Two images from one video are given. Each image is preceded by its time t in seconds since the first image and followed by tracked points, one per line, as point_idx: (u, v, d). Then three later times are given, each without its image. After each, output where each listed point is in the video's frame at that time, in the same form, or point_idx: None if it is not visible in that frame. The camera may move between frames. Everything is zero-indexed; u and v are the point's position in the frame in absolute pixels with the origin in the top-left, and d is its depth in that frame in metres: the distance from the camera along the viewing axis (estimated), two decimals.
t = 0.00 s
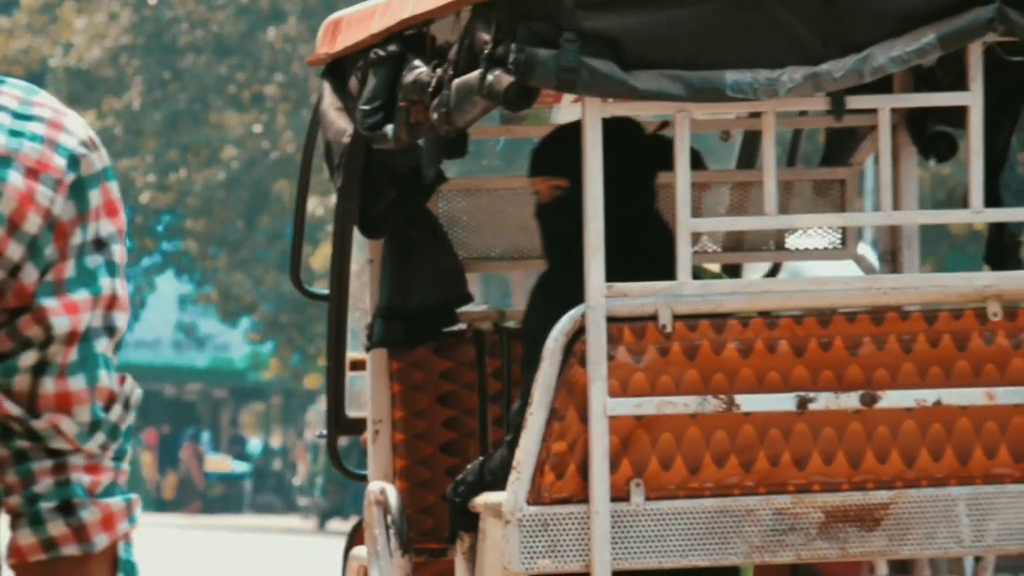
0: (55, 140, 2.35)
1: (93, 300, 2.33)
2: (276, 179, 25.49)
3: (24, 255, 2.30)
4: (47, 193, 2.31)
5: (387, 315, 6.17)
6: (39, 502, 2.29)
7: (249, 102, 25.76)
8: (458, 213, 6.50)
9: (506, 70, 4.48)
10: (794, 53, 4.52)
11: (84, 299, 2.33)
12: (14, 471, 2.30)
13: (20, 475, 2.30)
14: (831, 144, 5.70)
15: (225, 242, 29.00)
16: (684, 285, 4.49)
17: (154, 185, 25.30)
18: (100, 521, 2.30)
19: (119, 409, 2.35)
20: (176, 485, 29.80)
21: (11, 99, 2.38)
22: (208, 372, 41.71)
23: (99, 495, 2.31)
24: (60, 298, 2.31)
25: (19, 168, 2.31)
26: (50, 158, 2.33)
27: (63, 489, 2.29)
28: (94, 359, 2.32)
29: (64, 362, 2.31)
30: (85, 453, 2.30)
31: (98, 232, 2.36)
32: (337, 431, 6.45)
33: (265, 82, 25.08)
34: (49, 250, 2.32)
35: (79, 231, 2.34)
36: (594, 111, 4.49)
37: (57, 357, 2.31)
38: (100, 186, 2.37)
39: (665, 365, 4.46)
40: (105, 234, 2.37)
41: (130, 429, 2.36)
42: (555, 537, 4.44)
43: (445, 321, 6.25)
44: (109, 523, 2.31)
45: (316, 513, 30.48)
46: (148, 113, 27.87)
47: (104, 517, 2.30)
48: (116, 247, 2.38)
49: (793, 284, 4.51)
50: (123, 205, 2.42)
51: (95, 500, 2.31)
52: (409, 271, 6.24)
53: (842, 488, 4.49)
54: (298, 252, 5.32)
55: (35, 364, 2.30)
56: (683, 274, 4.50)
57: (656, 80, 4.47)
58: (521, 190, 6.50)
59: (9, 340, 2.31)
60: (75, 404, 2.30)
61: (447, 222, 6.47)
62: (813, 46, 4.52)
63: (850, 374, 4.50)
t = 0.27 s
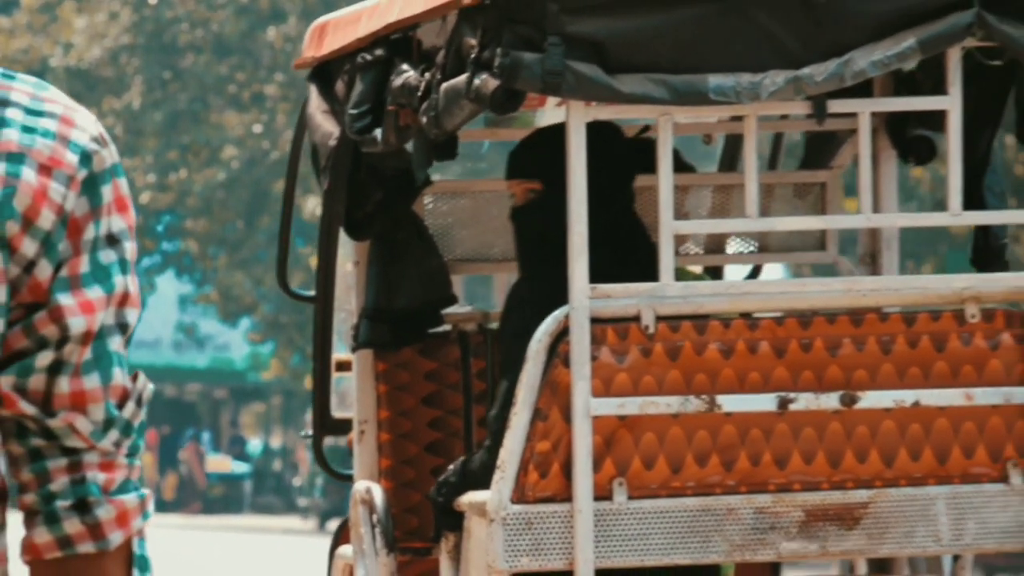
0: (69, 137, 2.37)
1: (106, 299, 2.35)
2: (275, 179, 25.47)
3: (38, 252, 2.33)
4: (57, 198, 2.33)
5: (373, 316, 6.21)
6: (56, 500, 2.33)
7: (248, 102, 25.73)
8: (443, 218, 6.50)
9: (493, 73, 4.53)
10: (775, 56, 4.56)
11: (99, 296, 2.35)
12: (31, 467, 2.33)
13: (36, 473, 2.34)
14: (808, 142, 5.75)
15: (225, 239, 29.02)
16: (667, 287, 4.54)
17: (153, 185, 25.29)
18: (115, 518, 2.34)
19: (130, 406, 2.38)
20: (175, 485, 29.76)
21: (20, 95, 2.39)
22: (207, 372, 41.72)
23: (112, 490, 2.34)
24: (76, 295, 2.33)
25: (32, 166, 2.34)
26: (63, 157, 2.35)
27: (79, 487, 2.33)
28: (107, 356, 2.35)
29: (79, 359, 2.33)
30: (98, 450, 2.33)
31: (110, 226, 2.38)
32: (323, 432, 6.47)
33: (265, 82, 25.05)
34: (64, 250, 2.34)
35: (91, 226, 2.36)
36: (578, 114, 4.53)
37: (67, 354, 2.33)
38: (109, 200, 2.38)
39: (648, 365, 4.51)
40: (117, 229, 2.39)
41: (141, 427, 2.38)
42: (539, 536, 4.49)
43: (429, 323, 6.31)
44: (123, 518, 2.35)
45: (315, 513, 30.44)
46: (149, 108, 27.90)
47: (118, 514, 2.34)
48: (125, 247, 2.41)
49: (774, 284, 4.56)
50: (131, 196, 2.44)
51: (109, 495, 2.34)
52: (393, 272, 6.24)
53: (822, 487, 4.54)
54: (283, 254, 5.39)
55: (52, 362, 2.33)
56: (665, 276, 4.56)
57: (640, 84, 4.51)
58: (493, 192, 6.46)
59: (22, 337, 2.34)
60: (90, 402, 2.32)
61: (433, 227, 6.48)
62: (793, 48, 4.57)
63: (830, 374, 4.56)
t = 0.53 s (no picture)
0: (69, 142, 2.35)
1: (111, 307, 2.34)
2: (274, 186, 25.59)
3: (39, 258, 2.32)
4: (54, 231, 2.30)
5: (355, 321, 6.27)
6: (60, 509, 2.33)
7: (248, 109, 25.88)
8: (424, 226, 6.66)
9: (473, 81, 4.64)
10: (749, 66, 4.66)
11: (103, 305, 2.34)
12: (38, 476, 2.33)
13: (40, 482, 2.33)
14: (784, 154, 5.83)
15: (226, 244, 29.07)
16: (643, 292, 4.63)
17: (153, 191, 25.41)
18: (118, 527, 2.35)
19: (135, 414, 2.37)
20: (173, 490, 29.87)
21: (20, 100, 2.37)
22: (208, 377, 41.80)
23: (115, 498, 2.34)
24: (80, 302, 2.32)
25: (33, 172, 2.33)
26: (63, 163, 2.34)
27: (82, 496, 2.33)
28: (110, 365, 2.35)
29: (81, 367, 2.32)
30: (102, 458, 2.33)
31: (113, 234, 2.37)
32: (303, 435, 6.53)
33: (265, 89, 25.19)
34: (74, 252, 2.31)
35: (94, 232, 2.35)
36: (558, 122, 4.63)
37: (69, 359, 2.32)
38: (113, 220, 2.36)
39: (624, 368, 4.61)
40: (117, 234, 2.38)
41: (145, 432, 2.38)
42: (516, 535, 4.59)
43: (409, 328, 6.34)
44: (126, 529, 2.36)
45: (314, 519, 30.55)
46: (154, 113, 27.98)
47: (122, 522, 2.35)
48: (128, 252, 2.40)
49: (746, 288, 4.65)
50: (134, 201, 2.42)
51: (115, 504, 2.34)
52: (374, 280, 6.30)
53: (794, 488, 4.63)
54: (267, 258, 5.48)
55: (57, 374, 2.32)
56: (642, 281, 4.65)
57: (617, 92, 4.62)
58: (472, 201, 6.67)
59: (25, 345, 2.33)
60: (93, 411, 2.32)
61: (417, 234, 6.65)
62: (768, 60, 4.66)
63: (802, 377, 4.65)
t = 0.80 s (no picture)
0: (49, 157, 2.34)
1: (91, 322, 2.33)
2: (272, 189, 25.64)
3: (20, 273, 2.30)
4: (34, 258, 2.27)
5: (341, 324, 6.34)
6: (44, 525, 2.34)
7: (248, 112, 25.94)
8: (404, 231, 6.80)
9: (460, 86, 4.67)
10: (731, 73, 4.72)
11: (85, 320, 2.33)
12: (24, 490, 2.33)
13: (23, 498, 2.34)
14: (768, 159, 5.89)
15: (224, 247, 29.14)
16: (624, 296, 4.69)
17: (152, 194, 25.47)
18: (102, 540, 2.36)
19: (117, 425, 2.37)
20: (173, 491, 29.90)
21: None
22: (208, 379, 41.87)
23: (98, 512, 2.35)
24: (63, 317, 2.31)
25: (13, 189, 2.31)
26: (43, 177, 2.33)
27: (66, 511, 2.33)
28: (91, 380, 2.34)
29: (64, 384, 2.32)
30: (85, 473, 2.33)
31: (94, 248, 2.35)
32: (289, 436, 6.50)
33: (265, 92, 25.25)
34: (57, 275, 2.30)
35: (75, 245, 2.33)
36: (541, 127, 4.68)
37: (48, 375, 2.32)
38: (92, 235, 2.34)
39: (606, 371, 4.66)
40: (97, 247, 2.36)
41: (127, 445, 2.39)
42: (499, 536, 4.65)
43: (396, 330, 6.41)
44: (108, 543, 2.38)
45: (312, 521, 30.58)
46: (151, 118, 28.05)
47: (106, 536, 2.36)
48: (110, 263, 2.38)
49: (726, 292, 4.71)
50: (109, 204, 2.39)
51: (98, 519, 2.36)
52: (363, 283, 6.35)
53: (773, 491, 4.71)
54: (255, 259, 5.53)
55: (37, 391, 2.31)
56: (623, 284, 4.70)
57: (599, 99, 4.67)
58: (448, 204, 6.78)
59: (8, 361, 2.32)
60: (77, 426, 2.32)
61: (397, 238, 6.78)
62: (749, 69, 4.72)
63: (782, 381, 4.71)
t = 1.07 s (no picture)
0: (27, 168, 2.66)
1: (66, 327, 2.68)
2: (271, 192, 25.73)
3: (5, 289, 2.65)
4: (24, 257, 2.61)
5: (321, 328, 6.46)
6: (20, 525, 2.73)
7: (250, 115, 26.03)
8: (386, 235, 6.87)
9: (438, 97, 4.72)
10: (701, 82, 4.77)
11: (59, 325, 2.68)
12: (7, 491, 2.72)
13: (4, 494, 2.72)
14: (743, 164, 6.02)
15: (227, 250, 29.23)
16: (597, 300, 4.78)
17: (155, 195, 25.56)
18: (76, 539, 2.76)
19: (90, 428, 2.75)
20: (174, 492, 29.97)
21: None
22: (208, 379, 41.93)
23: (72, 511, 2.75)
24: (39, 324, 2.66)
25: None
26: (20, 188, 2.65)
27: (42, 511, 2.73)
28: (67, 384, 2.70)
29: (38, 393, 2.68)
30: (60, 473, 2.72)
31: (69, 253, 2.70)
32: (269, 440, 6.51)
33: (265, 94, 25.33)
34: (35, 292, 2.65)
35: (49, 253, 2.68)
36: (516, 136, 4.75)
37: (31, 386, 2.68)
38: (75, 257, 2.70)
39: (581, 375, 4.75)
40: (73, 254, 2.70)
41: (100, 444, 2.77)
42: (476, 537, 4.74)
43: (374, 335, 6.54)
44: (85, 541, 2.77)
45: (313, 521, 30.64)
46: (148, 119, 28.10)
47: (80, 537, 2.75)
48: (83, 268, 2.72)
49: (699, 297, 4.78)
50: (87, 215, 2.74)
51: (73, 516, 2.75)
52: (343, 288, 6.51)
53: (744, 491, 4.79)
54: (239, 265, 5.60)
55: (18, 393, 2.67)
56: (596, 290, 4.78)
57: (574, 108, 4.72)
58: (441, 209, 6.87)
59: None
60: (51, 429, 2.69)
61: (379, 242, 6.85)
62: (722, 77, 4.78)
63: (753, 384, 4.79)
